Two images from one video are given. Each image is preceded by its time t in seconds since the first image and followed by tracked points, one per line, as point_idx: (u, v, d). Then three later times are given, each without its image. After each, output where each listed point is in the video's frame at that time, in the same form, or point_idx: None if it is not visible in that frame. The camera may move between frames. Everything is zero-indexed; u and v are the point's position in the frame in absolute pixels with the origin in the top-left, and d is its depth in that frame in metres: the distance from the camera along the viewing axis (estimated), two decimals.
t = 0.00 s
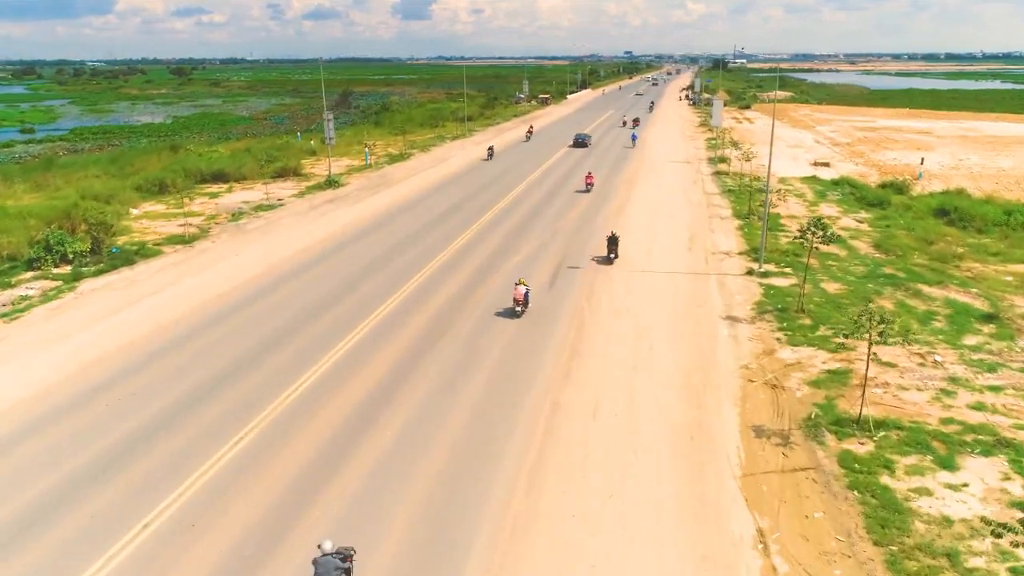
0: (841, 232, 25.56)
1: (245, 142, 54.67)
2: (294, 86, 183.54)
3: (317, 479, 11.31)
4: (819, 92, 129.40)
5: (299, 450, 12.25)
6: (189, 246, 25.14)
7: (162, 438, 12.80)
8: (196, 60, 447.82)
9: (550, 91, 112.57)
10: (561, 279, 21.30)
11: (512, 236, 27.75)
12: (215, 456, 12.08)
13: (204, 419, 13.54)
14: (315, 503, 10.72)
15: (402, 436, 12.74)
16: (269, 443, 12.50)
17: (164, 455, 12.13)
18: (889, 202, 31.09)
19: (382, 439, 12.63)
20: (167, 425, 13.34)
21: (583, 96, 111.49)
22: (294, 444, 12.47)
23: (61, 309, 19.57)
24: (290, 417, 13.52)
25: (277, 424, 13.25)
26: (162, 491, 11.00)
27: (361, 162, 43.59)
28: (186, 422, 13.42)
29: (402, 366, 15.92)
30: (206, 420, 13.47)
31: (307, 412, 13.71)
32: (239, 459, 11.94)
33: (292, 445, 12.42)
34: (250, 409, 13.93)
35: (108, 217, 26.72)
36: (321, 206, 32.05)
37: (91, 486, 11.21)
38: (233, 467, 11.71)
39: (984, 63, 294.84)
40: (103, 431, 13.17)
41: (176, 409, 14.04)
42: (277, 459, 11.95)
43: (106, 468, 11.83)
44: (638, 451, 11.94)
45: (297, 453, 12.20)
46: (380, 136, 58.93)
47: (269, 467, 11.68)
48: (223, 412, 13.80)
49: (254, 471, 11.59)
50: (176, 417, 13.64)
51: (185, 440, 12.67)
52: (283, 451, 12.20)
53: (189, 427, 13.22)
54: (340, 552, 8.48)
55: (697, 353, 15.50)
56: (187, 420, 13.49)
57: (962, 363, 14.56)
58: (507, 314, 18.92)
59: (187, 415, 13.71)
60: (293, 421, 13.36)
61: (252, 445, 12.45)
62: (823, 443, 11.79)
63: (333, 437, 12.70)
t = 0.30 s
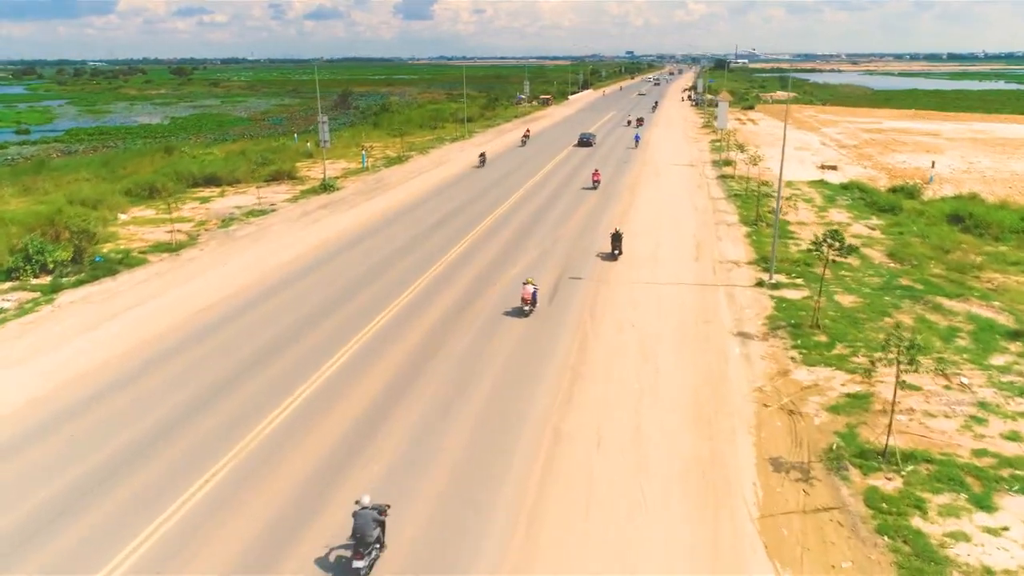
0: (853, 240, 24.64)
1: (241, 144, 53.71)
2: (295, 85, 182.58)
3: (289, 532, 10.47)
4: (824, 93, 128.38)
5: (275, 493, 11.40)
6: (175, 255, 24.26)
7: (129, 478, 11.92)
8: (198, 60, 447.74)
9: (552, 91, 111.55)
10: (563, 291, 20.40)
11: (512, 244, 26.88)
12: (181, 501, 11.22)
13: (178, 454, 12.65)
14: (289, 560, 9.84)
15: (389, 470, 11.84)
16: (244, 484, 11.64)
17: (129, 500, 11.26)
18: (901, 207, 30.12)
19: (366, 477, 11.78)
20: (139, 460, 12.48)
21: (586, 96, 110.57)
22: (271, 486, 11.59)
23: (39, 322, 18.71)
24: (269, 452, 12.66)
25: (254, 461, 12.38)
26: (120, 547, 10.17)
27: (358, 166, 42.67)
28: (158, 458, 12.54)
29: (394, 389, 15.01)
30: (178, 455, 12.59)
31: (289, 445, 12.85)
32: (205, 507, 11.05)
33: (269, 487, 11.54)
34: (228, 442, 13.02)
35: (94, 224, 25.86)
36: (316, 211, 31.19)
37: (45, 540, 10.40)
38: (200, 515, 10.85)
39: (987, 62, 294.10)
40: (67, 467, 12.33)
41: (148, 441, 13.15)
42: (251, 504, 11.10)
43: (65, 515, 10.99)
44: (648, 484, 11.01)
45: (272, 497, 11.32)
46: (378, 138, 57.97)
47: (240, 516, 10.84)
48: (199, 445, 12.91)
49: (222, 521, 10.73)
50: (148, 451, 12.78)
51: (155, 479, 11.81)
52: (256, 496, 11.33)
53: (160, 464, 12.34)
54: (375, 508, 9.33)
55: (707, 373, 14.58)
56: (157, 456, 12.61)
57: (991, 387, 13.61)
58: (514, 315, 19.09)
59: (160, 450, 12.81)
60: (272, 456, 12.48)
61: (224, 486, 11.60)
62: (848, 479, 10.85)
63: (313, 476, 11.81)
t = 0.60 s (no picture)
0: (863, 247, 23.94)
1: (236, 146, 52.84)
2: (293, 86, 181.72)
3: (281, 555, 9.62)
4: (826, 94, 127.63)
5: (264, 517, 10.46)
6: (162, 263, 23.53)
7: (109, 500, 11.01)
8: (197, 60, 446.61)
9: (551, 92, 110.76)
10: (563, 300, 19.62)
11: (513, 250, 26.05)
12: (162, 524, 10.29)
13: (162, 473, 11.74)
14: None
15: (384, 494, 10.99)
16: (231, 506, 10.70)
17: (105, 525, 10.35)
18: (910, 212, 29.39)
19: (360, 500, 10.88)
20: (117, 480, 11.62)
21: (585, 98, 109.97)
22: (260, 509, 10.67)
23: (16, 333, 17.95)
24: (259, 470, 11.74)
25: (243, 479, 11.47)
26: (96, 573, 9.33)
27: (354, 168, 41.84)
28: (140, 476, 11.66)
29: (392, 402, 14.18)
30: (163, 473, 11.69)
31: (281, 462, 11.99)
32: (187, 534, 10.09)
33: (259, 510, 10.62)
34: (214, 459, 12.14)
35: (79, 229, 25.08)
36: (310, 216, 30.39)
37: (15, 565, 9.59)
38: (183, 540, 9.95)
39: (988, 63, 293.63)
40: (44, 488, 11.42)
41: (131, 457, 12.29)
42: (236, 530, 10.15)
43: (35, 544, 10.04)
44: (655, 515, 10.24)
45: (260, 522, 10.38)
46: (375, 139, 57.14)
47: (225, 543, 9.89)
48: (185, 463, 12.04)
49: (204, 550, 9.78)
50: (126, 471, 11.81)
51: (132, 502, 10.89)
52: (243, 520, 10.38)
53: (142, 483, 11.44)
54: (407, 464, 10.23)
55: (714, 392, 13.84)
56: (139, 475, 11.69)
57: (1015, 407, 12.87)
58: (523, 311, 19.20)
59: (144, 468, 11.92)
60: (261, 474, 11.58)
61: (209, 509, 10.66)
62: (868, 513, 10.08)
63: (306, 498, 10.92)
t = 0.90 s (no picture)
0: (868, 252, 23.40)
1: (227, 147, 52.11)
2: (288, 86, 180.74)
3: None
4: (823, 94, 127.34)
5: (255, 533, 10.06)
6: (146, 270, 22.83)
7: (95, 517, 10.60)
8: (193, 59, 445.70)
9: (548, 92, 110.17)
10: (561, 308, 19.06)
11: (510, 253, 25.56)
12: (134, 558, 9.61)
13: (150, 488, 11.31)
14: None
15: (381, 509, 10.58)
16: (222, 522, 10.32)
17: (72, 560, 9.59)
18: (914, 216, 28.83)
19: (348, 527, 10.18)
20: (89, 505, 10.90)
21: (582, 98, 109.44)
22: (253, 525, 10.27)
23: None
24: (252, 483, 11.37)
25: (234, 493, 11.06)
26: None
27: (347, 170, 41.17)
28: (128, 491, 11.24)
29: (387, 413, 13.73)
30: (151, 488, 11.28)
31: (273, 475, 11.58)
32: (176, 553, 9.69)
33: (252, 526, 10.24)
34: (206, 471, 11.76)
35: (62, 235, 24.38)
36: (302, 220, 29.75)
37: None
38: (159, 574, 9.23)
39: (985, 62, 293.90)
40: (22, 507, 10.90)
41: (120, 470, 11.86)
42: (227, 548, 9.76)
43: (14, 565, 9.61)
44: (661, 541, 9.64)
45: (252, 539, 9.99)
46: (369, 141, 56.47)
47: (214, 562, 9.48)
48: (175, 475, 11.65)
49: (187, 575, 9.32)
50: (109, 492, 11.26)
51: (106, 533, 10.14)
52: (234, 537, 9.99)
53: (128, 499, 11.00)
54: (432, 422, 11.45)
55: (719, 407, 13.26)
56: (126, 490, 11.26)
57: None
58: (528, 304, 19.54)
59: (131, 482, 11.49)
60: (252, 489, 11.18)
61: (199, 525, 10.27)
62: (887, 544, 9.44)
63: (299, 513, 10.52)
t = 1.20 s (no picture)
0: (863, 257, 22.97)
1: (210, 150, 51.18)
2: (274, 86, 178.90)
3: None
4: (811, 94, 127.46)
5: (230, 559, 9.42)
6: (121, 278, 22.11)
7: (89, 521, 10.32)
8: (178, 60, 442.67)
9: (537, 92, 109.71)
10: (552, 317, 18.54)
11: (500, 258, 25.09)
12: None
13: (144, 491, 11.03)
14: None
15: (378, 513, 10.40)
16: (222, 524, 10.13)
17: None
18: (907, 218, 28.42)
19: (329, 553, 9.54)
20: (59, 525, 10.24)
21: (571, 98, 108.86)
22: (250, 528, 10.06)
23: None
24: (248, 484, 11.17)
25: (230, 496, 10.84)
26: None
27: (332, 173, 40.42)
28: (123, 495, 10.96)
29: (381, 417, 13.48)
30: (147, 491, 11.02)
31: (269, 476, 11.37)
32: (170, 561, 9.41)
33: (250, 528, 10.05)
34: (196, 477, 11.40)
35: (33, 242, 23.59)
36: (285, 224, 28.99)
37: None
38: None
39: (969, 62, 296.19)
40: (10, 513, 10.55)
41: (114, 473, 11.59)
42: (224, 551, 9.57)
43: (7, 569, 9.34)
44: (661, 564, 9.21)
45: (249, 542, 9.78)
46: (356, 142, 55.69)
47: None
48: (173, 477, 11.40)
49: None
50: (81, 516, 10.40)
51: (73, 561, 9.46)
52: (229, 541, 9.76)
53: (126, 501, 10.74)
54: (444, 388, 12.59)
55: (715, 419, 12.84)
56: (122, 494, 10.95)
57: None
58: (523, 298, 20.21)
59: (127, 485, 11.21)
60: (248, 491, 10.97)
61: (196, 528, 10.06)
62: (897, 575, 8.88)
63: (297, 517, 10.31)
